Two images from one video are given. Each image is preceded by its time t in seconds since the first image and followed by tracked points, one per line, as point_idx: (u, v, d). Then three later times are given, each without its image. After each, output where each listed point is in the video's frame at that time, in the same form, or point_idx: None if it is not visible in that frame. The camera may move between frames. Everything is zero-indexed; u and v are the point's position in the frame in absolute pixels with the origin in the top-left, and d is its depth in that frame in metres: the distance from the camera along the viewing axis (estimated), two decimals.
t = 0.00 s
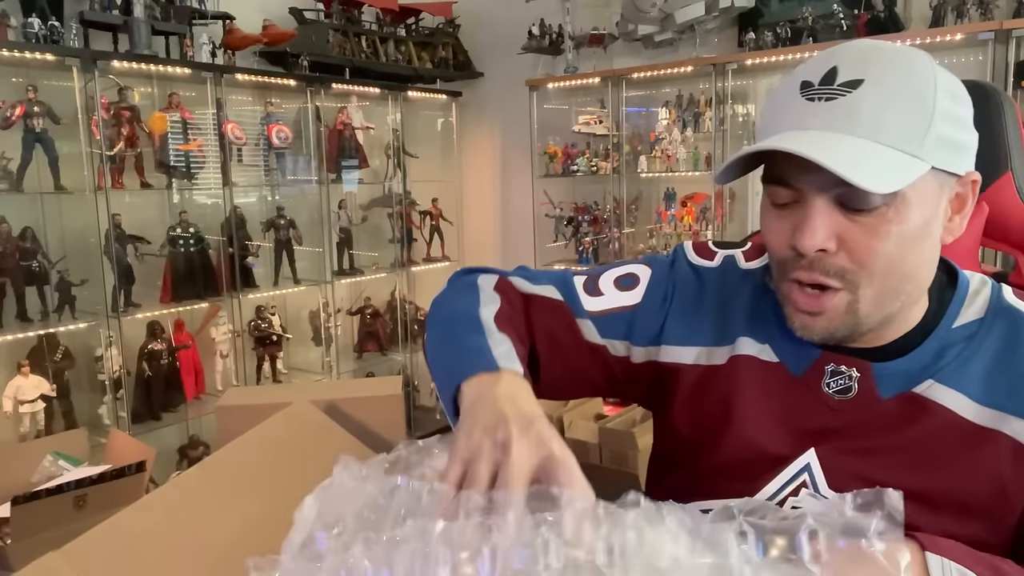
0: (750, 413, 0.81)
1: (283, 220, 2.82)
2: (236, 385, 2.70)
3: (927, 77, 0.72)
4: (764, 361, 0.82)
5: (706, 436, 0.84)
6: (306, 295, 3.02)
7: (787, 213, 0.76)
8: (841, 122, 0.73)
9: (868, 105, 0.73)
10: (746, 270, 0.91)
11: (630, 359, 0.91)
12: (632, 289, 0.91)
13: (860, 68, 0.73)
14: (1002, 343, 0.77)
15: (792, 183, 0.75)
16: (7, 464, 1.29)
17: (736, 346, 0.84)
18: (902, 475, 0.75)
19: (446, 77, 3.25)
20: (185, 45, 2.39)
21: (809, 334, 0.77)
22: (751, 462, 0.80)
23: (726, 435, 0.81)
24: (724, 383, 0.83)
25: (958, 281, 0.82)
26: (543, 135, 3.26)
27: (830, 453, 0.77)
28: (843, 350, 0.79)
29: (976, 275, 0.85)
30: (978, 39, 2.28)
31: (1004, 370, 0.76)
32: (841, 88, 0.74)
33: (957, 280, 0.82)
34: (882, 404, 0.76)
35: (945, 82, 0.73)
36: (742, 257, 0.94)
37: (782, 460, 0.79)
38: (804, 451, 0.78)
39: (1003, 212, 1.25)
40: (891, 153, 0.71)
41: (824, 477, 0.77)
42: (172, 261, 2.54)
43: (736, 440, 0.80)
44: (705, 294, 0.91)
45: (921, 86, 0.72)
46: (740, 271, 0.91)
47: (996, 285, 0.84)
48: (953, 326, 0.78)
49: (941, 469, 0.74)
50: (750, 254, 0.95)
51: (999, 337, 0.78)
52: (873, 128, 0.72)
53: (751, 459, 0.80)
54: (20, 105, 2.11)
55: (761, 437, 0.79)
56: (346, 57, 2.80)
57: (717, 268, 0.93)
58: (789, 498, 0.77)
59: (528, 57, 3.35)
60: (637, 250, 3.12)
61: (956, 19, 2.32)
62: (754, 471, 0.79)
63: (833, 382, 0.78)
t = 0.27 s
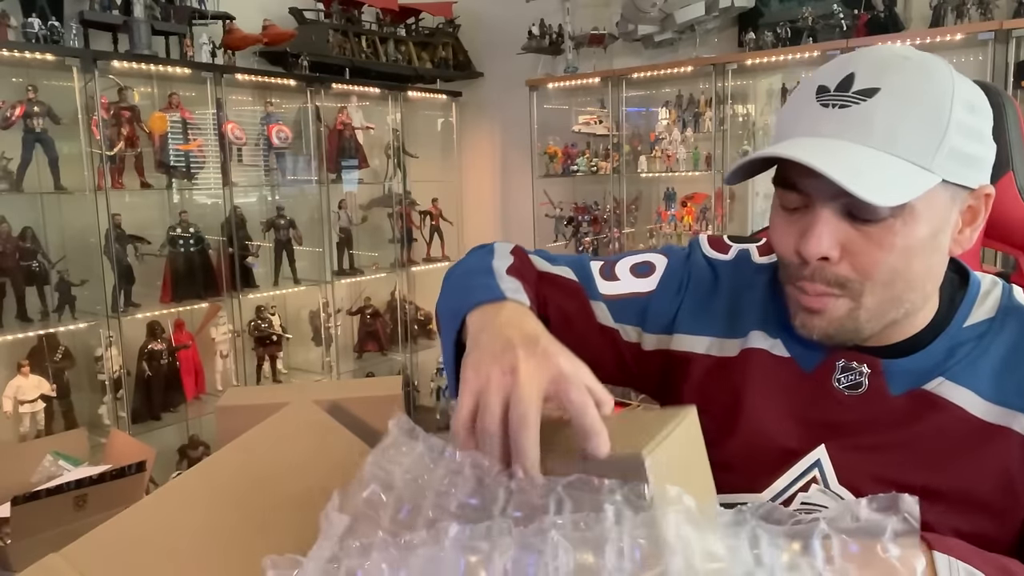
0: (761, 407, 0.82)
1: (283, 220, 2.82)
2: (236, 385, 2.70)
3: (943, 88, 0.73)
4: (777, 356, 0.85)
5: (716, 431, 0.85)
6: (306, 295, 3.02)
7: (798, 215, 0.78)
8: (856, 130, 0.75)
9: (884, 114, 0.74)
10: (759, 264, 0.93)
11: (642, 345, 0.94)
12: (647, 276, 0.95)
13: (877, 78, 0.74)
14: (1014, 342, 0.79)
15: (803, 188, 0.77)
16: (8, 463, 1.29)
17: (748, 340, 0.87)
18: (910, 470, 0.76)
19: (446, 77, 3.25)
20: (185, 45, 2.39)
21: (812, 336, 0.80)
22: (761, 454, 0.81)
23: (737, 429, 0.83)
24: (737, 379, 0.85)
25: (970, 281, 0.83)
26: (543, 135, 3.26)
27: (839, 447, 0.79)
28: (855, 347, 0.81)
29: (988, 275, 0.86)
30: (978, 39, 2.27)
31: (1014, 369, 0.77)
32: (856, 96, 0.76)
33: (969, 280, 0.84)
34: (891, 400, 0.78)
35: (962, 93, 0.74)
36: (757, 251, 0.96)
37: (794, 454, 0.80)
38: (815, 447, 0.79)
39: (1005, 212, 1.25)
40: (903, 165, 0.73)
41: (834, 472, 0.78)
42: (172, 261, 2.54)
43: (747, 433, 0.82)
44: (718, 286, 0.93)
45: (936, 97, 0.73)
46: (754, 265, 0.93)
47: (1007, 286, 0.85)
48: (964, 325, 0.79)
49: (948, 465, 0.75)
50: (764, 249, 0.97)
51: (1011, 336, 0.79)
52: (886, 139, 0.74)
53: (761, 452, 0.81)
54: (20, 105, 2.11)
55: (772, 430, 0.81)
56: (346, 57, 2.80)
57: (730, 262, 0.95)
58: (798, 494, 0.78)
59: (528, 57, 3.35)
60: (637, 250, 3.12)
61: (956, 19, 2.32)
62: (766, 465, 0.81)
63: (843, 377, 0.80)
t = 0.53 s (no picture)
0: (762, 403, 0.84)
1: (283, 220, 2.82)
2: (236, 384, 2.71)
3: (972, 112, 0.69)
4: (781, 355, 0.87)
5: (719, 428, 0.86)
6: (306, 295, 3.02)
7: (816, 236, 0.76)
8: (879, 158, 0.72)
9: (909, 143, 0.71)
10: (763, 260, 0.96)
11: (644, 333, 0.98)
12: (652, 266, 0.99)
13: (902, 101, 0.71)
14: (1021, 342, 0.78)
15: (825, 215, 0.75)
16: (8, 464, 1.29)
17: (748, 336, 0.90)
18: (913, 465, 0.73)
19: (446, 77, 3.24)
20: (185, 45, 2.39)
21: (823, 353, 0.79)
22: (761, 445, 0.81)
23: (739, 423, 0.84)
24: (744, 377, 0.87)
25: (977, 285, 0.82)
26: (543, 135, 3.26)
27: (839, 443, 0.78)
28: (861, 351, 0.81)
29: (994, 279, 0.85)
30: (978, 39, 2.27)
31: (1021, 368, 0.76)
32: (880, 120, 0.72)
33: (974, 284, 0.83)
34: (893, 401, 0.78)
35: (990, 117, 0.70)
36: (761, 248, 0.99)
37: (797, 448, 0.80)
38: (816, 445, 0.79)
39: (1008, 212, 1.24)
40: (923, 198, 0.70)
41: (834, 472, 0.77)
42: (172, 261, 2.54)
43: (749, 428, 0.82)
44: (720, 281, 0.96)
45: (962, 123, 0.69)
46: (755, 262, 0.96)
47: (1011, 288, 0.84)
48: (969, 326, 0.79)
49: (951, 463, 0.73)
50: (768, 246, 0.99)
51: (1017, 336, 0.78)
52: (909, 166, 0.71)
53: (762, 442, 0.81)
54: (20, 105, 2.11)
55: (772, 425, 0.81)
56: (346, 57, 2.80)
57: (733, 259, 0.98)
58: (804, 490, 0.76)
59: (528, 56, 3.35)
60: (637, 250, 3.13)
61: (956, 19, 2.32)
62: (765, 456, 0.81)
63: (848, 376, 0.80)
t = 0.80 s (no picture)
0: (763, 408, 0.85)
1: (283, 220, 2.82)
2: (236, 384, 2.71)
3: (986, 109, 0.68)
4: (787, 351, 0.87)
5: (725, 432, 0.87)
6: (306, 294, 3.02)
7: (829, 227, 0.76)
8: (892, 154, 0.71)
9: (920, 137, 0.70)
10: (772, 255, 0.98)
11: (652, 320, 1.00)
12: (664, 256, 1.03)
13: (916, 97, 0.70)
14: None
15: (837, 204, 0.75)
16: (8, 463, 1.29)
17: (753, 329, 0.91)
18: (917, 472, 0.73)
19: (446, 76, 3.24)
20: (185, 45, 2.39)
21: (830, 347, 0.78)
22: (763, 454, 0.83)
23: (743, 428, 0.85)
24: (750, 374, 0.88)
25: (983, 285, 0.80)
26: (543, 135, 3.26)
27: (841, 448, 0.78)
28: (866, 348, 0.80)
29: (1000, 279, 0.84)
30: (978, 40, 2.27)
31: None
32: (894, 115, 0.71)
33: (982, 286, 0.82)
34: (896, 400, 0.76)
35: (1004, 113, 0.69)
36: (771, 245, 1.00)
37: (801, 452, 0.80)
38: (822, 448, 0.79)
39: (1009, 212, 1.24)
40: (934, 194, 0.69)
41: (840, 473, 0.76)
42: (172, 261, 2.54)
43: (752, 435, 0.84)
44: (729, 275, 0.98)
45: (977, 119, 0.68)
46: (763, 258, 0.98)
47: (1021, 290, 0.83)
48: (975, 327, 0.77)
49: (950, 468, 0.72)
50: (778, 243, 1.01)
51: None
52: (921, 161, 0.70)
53: (767, 450, 0.82)
54: (19, 105, 2.11)
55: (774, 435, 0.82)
56: (346, 57, 2.80)
57: (742, 254, 1.00)
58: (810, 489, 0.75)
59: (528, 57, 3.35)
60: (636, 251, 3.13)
61: (956, 19, 2.32)
62: (771, 458, 0.82)
63: (854, 374, 0.79)
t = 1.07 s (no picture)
0: (776, 399, 0.78)
1: (283, 220, 2.81)
2: (236, 384, 2.71)
3: (980, 82, 0.68)
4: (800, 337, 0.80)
5: (734, 427, 0.80)
6: (306, 295, 3.03)
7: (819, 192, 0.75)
8: (878, 111, 0.71)
9: (909, 97, 0.70)
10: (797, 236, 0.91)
11: (669, 295, 0.88)
12: (694, 225, 0.89)
13: (914, 64, 0.71)
14: None
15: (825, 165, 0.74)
16: (8, 464, 1.29)
17: (774, 311, 0.82)
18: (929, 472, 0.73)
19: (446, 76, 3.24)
20: (185, 45, 2.39)
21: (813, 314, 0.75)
22: (787, 451, 0.75)
23: (755, 423, 0.78)
24: (762, 359, 0.81)
25: (994, 282, 0.80)
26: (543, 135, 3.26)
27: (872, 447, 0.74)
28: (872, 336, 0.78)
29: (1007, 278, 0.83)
30: (978, 40, 2.28)
31: None
32: (889, 76, 0.72)
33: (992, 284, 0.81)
34: (906, 392, 0.75)
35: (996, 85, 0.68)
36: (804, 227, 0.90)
37: (828, 446, 0.74)
38: (853, 445, 0.74)
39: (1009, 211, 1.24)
40: (915, 153, 0.68)
41: (870, 473, 0.73)
42: (172, 262, 2.54)
43: (771, 432, 0.77)
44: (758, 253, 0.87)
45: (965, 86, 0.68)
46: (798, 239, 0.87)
47: None
48: (986, 323, 0.76)
49: (960, 464, 0.73)
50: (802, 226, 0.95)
51: None
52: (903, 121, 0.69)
53: (787, 447, 0.76)
54: (19, 105, 2.11)
55: (793, 429, 0.76)
56: (346, 57, 2.80)
57: (774, 233, 0.89)
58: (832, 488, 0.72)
59: (528, 57, 3.35)
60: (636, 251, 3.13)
61: (956, 19, 2.32)
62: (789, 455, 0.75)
63: (858, 365, 0.77)
